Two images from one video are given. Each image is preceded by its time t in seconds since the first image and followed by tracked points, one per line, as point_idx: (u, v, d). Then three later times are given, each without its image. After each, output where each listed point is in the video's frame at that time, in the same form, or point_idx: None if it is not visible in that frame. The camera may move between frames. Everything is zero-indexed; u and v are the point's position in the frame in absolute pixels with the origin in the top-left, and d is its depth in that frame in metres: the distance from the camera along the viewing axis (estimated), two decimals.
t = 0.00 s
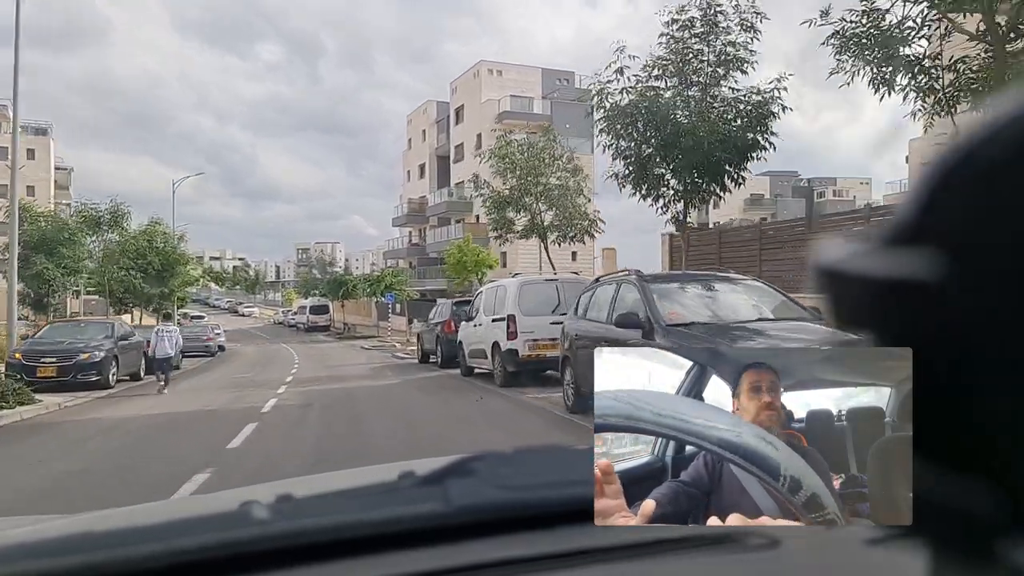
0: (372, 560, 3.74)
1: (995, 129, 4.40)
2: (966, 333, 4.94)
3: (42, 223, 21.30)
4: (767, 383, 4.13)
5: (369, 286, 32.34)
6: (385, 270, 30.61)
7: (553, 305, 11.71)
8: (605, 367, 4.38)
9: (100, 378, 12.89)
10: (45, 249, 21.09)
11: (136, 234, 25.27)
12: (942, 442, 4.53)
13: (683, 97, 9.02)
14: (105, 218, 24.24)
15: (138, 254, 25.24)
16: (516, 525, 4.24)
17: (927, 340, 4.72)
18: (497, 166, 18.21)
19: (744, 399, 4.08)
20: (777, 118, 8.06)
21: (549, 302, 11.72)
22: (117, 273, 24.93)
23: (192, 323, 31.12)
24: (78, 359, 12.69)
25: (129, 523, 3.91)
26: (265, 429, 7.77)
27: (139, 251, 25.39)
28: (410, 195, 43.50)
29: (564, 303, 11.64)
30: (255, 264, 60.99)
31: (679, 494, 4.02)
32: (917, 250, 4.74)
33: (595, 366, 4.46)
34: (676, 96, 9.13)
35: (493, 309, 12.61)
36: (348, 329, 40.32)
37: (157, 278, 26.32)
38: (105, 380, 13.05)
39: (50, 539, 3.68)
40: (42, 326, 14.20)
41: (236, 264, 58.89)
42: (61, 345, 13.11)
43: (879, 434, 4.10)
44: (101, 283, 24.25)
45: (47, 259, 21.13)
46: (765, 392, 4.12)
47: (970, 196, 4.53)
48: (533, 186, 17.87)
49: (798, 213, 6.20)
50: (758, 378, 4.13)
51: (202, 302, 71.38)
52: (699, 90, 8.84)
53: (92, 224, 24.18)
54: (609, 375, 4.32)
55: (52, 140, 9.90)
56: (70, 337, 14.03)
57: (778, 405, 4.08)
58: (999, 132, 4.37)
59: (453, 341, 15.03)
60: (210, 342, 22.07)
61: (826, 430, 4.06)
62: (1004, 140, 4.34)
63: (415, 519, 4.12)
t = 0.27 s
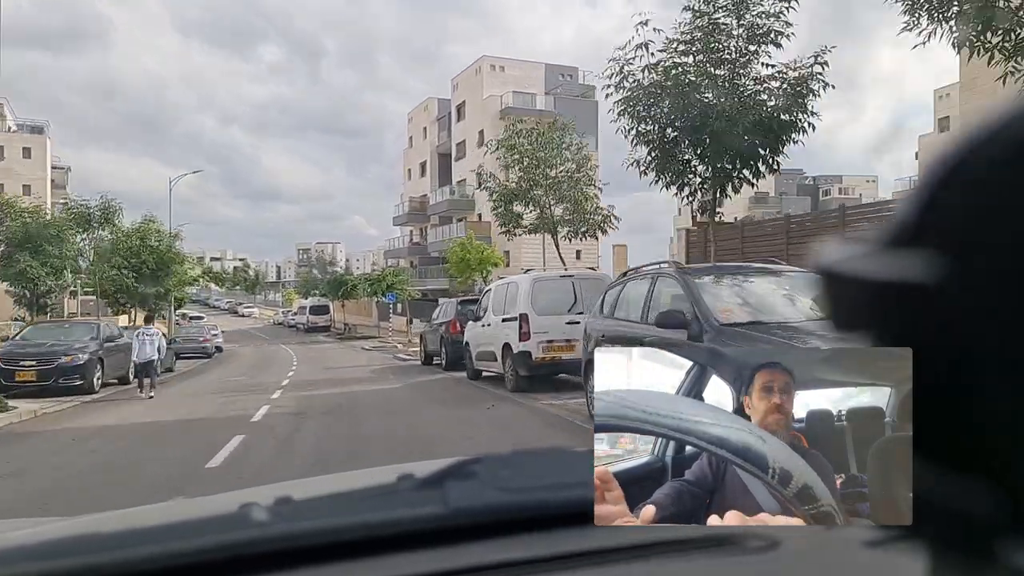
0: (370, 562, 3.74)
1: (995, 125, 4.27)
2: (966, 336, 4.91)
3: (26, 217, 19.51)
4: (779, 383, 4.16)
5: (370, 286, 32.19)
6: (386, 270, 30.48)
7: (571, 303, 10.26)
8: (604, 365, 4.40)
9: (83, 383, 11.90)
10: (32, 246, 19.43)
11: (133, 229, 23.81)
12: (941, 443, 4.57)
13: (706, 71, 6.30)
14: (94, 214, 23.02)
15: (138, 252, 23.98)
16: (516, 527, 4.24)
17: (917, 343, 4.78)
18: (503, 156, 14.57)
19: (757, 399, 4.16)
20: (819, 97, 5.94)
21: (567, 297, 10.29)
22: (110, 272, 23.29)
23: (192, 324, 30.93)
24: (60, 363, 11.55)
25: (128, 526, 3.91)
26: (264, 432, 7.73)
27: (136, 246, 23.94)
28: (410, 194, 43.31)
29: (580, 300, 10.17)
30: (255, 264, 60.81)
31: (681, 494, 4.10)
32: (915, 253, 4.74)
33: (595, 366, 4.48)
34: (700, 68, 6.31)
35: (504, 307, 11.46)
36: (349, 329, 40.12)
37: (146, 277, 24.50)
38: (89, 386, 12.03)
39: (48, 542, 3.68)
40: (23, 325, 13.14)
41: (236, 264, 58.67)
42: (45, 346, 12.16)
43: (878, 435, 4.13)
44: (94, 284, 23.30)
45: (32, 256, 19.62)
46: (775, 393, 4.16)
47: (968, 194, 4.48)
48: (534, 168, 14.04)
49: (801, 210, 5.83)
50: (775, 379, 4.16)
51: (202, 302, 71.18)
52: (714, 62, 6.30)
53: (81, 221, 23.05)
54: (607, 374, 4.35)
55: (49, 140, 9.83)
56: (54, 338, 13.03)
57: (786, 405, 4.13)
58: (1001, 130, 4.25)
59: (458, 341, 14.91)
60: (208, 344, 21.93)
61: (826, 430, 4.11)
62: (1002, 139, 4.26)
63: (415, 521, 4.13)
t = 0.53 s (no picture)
0: (369, 563, 3.73)
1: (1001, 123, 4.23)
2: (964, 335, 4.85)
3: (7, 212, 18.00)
4: (781, 382, 4.15)
5: (372, 286, 32.12)
6: (387, 270, 30.40)
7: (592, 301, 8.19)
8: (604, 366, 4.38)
9: (64, 386, 11.58)
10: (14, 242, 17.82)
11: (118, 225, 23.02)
12: (940, 443, 4.57)
13: (740, 46, 5.78)
14: (85, 210, 21.79)
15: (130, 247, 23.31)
16: (515, 528, 4.23)
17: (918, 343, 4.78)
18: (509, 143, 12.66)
19: (757, 399, 4.14)
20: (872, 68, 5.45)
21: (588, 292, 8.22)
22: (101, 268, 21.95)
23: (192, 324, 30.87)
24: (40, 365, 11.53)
25: (126, 526, 3.91)
26: (263, 433, 7.71)
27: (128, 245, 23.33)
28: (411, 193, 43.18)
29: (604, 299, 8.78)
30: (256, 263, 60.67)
31: (682, 495, 4.10)
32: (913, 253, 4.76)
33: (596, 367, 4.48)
34: (732, 42, 5.76)
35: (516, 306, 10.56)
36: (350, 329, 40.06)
37: (142, 276, 24.46)
38: (69, 390, 11.73)
39: (45, 543, 3.67)
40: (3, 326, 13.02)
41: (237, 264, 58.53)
42: (27, 351, 11.92)
43: (878, 435, 4.13)
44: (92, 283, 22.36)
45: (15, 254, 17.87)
46: (778, 393, 4.15)
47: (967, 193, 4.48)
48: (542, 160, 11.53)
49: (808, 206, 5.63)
50: (777, 379, 4.15)
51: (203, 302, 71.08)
52: (743, 36, 5.79)
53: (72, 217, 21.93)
54: (608, 374, 4.34)
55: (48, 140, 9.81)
56: (34, 340, 12.87)
57: (787, 405, 4.12)
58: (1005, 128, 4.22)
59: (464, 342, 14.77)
60: (205, 345, 21.86)
61: (825, 430, 4.10)
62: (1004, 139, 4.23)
63: (413, 523, 4.12)
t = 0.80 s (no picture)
0: (367, 563, 3.73)
1: (997, 124, 4.32)
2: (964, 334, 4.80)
3: None
4: (779, 382, 4.13)
5: (374, 284, 32.03)
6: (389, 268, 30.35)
7: (619, 297, 8.02)
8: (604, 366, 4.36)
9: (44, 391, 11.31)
10: None
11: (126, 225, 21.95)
12: (940, 444, 4.55)
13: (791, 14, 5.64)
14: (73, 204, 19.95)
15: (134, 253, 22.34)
16: (514, 527, 4.23)
17: (917, 343, 4.72)
18: (518, 134, 11.22)
19: (749, 398, 4.12)
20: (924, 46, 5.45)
21: (615, 289, 8.06)
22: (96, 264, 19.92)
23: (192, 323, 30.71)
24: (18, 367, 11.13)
25: (124, 527, 3.90)
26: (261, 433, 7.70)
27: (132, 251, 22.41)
28: (412, 191, 43.09)
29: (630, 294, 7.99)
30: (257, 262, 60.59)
31: (683, 496, 4.09)
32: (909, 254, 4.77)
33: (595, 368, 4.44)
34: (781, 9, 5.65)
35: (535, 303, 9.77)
36: (351, 329, 39.98)
37: (137, 274, 23.34)
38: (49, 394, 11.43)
39: (44, 543, 3.66)
40: None
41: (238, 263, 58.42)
42: (6, 351, 11.64)
43: (878, 435, 4.12)
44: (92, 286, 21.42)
45: None
46: (776, 392, 4.13)
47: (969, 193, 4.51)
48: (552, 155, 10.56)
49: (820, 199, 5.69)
50: (772, 378, 4.12)
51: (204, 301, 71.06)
52: (792, 2, 5.68)
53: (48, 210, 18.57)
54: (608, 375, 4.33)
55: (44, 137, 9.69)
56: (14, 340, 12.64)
57: (785, 404, 4.10)
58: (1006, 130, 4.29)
59: (472, 342, 14.52)
60: (202, 345, 21.75)
61: (825, 431, 4.09)
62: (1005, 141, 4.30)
63: (411, 523, 4.12)
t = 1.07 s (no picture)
0: (365, 565, 3.72)
1: (990, 125, 4.25)
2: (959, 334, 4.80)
3: None
4: (778, 383, 4.13)
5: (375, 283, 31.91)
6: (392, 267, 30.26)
7: (652, 294, 6.44)
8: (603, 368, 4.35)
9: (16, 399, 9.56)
10: None
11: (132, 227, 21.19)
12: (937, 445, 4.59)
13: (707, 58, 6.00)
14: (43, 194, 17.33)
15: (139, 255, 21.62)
16: (511, 528, 4.22)
17: (914, 343, 4.74)
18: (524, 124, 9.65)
19: (745, 399, 4.14)
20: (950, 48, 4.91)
21: (648, 284, 6.52)
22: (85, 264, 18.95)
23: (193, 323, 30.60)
24: None
25: (121, 527, 3.88)
26: (259, 433, 7.67)
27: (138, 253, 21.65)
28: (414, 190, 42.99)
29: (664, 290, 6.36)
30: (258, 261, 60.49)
31: (684, 499, 4.07)
32: (904, 255, 4.68)
33: (596, 367, 4.42)
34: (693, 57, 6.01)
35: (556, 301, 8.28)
36: (353, 328, 39.88)
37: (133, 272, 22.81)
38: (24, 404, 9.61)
39: (41, 544, 3.65)
40: None
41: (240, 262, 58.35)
42: None
43: (878, 435, 4.11)
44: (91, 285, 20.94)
45: None
46: (775, 394, 4.13)
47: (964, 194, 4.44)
48: (565, 139, 9.11)
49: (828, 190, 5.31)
50: (766, 378, 4.13)
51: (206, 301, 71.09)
52: None
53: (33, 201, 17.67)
54: (607, 375, 4.31)
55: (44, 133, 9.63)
56: None
57: (784, 405, 4.11)
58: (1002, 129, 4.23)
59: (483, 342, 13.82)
60: (198, 345, 21.59)
61: (825, 430, 4.09)
62: (1000, 140, 4.23)
63: (409, 524, 4.10)
